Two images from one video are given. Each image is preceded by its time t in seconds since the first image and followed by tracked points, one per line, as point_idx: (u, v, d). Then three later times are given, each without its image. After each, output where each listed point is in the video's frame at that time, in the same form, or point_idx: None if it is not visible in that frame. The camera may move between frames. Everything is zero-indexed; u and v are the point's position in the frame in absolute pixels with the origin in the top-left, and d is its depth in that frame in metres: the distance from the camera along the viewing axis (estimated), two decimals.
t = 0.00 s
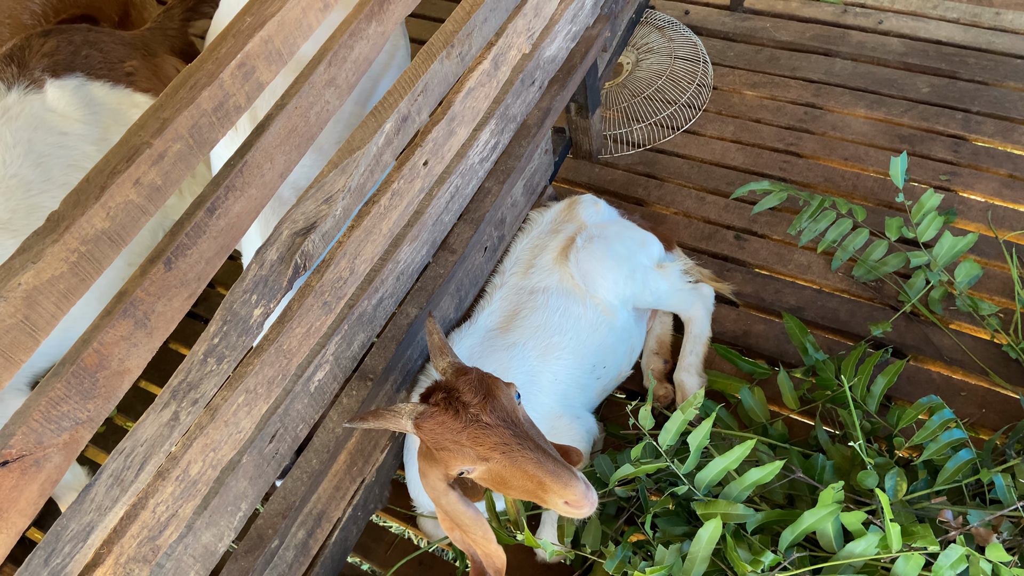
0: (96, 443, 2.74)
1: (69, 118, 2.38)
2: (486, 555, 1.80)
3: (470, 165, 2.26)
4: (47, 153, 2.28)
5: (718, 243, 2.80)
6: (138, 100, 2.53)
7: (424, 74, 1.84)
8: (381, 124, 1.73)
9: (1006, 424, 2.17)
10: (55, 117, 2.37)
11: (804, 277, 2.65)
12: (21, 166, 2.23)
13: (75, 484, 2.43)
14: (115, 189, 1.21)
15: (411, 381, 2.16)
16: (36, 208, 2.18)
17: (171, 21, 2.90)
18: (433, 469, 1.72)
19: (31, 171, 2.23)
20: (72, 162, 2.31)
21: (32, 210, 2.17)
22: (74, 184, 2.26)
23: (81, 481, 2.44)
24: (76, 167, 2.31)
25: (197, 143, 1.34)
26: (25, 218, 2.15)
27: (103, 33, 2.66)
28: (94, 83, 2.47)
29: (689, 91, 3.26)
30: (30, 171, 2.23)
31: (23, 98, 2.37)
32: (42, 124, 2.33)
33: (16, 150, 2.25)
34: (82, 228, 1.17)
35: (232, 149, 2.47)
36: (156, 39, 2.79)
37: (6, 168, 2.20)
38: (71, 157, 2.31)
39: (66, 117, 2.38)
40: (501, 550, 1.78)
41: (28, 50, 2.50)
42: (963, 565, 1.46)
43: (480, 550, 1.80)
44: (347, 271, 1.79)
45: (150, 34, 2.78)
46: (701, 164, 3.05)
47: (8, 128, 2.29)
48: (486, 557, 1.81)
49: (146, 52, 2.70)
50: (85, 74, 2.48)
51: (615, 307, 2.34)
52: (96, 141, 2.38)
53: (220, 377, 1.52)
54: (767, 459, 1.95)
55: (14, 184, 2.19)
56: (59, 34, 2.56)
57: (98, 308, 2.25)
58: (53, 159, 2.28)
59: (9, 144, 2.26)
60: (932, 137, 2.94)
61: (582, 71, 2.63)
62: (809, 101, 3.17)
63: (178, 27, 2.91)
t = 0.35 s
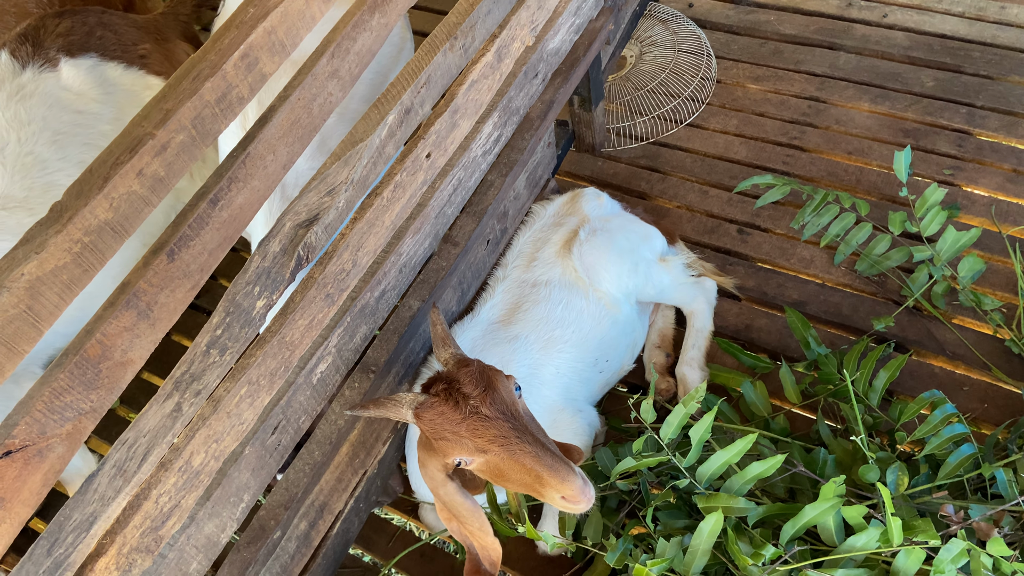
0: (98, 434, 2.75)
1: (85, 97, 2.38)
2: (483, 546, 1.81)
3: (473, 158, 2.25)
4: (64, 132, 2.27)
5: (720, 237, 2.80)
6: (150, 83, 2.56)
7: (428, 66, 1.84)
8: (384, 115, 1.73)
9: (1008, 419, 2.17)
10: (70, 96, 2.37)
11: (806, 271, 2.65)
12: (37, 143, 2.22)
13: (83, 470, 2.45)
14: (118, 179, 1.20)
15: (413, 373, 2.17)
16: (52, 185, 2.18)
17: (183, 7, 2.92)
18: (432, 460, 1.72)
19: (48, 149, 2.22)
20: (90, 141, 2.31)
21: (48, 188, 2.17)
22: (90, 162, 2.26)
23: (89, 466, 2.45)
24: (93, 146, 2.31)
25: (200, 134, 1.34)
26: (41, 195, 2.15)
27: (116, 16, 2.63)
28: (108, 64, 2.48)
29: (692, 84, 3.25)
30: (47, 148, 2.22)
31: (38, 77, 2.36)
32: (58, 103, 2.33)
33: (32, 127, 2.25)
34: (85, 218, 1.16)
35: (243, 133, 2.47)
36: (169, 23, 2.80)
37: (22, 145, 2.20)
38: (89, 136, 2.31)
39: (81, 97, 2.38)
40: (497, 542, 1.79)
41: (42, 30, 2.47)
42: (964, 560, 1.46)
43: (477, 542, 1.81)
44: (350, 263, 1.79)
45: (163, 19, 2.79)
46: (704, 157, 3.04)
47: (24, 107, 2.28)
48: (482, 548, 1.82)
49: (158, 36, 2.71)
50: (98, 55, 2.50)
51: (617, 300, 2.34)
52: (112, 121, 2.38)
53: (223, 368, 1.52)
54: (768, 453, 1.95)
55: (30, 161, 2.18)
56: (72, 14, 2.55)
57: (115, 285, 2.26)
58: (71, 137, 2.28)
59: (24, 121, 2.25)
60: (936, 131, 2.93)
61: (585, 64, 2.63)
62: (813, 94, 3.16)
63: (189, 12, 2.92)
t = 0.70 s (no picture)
0: (100, 425, 2.75)
1: (94, 92, 2.38)
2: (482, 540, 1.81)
3: (475, 151, 2.25)
4: (73, 127, 2.26)
5: (722, 231, 2.79)
6: (160, 76, 2.54)
7: (430, 58, 1.83)
8: (387, 108, 1.72)
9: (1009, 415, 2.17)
10: (80, 91, 2.36)
11: (808, 266, 2.65)
12: (47, 140, 2.21)
13: (85, 461, 2.45)
14: (120, 170, 1.20)
15: (414, 366, 2.17)
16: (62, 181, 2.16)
17: None
18: (431, 453, 1.72)
19: (58, 145, 2.21)
20: (98, 137, 2.29)
21: (56, 184, 2.15)
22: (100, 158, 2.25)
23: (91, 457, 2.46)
24: (102, 141, 2.29)
25: (202, 125, 1.33)
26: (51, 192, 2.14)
27: (124, 9, 2.66)
28: (118, 58, 2.48)
29: (695, 78, 3.25)
30: (57, 145, 2.21)
31: (48, 72, 2.37)
32: (67, 98, 2.32)
33: (42, 123, 2.24)
34: (87, 209, 1.16)
35: (253, 115, 2.43)
36: (177, 16, 2.79)
37: (32, 141, 2.19)
38: (97, 131, 2.30)
39: (91, 92, 2.37)
40: (496, 536, 1.79)
41: (52, 24, 2.50)
42: (965, 554, 1.46)
43: (476, 536, 1.81)
44: (352, 256, 1.79)
45: (170, 12, 2.79)
46: (707, 152, 3.04)
47: (33, 102, 2.27)
48: (481, 542, 1.82)
49: (166, 30, 2.70)
50: (108, 49, 2.50)
51: (618, 295, 2.34)
52: (121, 116, 2.37)
53: (224, 360, 1.52)
54: (769, 447, 1.95)
55: (40, 158, 2.17)
56: (82, 9, 2.57)
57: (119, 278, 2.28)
58: (80, 133, 2.26)
59: (35, 117, 2.24)
60: (939, 127, 2.92)
61: (588, 58, 2.62)
62: (816, 89, 3.15)
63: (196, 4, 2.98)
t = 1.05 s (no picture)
0: (100, 417, 2.75)
1: (91, 87, 2.39)
2: (479, 535, 1.80)
3: (478, 145, 2.24)
4: (71, 122, 2.27)
5: (724, 227, 2.79)
6: (157, 70, 2.56)
7: (433, 51, 1.82)
8: (389, 100, 1.71)
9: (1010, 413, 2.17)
10: (78, 86, 2.36)
11: (810, 263, 2.65)
12: (45, 134, 2.20)
13: (84, 454, 2.45)
14: (121, 160, 1.20)
15: (415, 360, 2.18)
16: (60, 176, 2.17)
17: None
18: (431, 446, 1.72)
19: (56, 139, 2.21)
20: (95, 131, 2.30)
21: (53, 178, 2.16)
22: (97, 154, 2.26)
23: (89, 450, 2.45)
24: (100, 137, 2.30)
25: (204, 116, 1.33)
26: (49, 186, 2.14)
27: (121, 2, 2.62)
28: (115, 53, 2.49)
29: (698, 74, 3.24)
30: (55, 139, 2.21)
31: (46, 66, 2.36)
32: (65, 92, 2.32)
33: (40, 117, 2.23)
34: (88, 199, 1.16)
35: (246, 117, 2.43)
36: (173, 9, 2.75)
37: (30, 136, 2.18)
38: (94, 126, 2.31)
39: (88, 87, 2.38)
40: (494, 531, 1.79)
41: (48, 18, 2.46)
42: (965, 552, 1.46)
43: (474, 530, 1.80)
44: (353, 249, 1.79)
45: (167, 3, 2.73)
46: (709, 148, 3.03)
47: (31, 96, 2.26)
48: (479, 537, 1.81)
49: (163, 22, 2.70)
50: (106, 43, 2.50)
51: (619, 290, 2.34)
52: (118, 110, 2.38)
53: (225, 352, 1.52)
54: (769, 444, 1.95)
55: (38, 152, 2.17)
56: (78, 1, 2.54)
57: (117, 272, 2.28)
58: (78, 127, 2.27)
59: (32, 111, 2.23)
60: (943, 124, 2.92)
61: (591, 52, 2.61)
62: (819, 85, 3.14)
63: None
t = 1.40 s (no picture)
0: (102, 408, 2.75)
1: (93, 75, 2.37)
2: (479, 528, 1.81)
3: (481, 139, 2.24)
4: (72, 109, 2.26)
5: (726, 224, 2.79)
6: (159, 60, 2.54)
7: (437, 45, 1.82)
8: (393, 93, 1.71)
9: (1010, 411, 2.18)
10: (79, 74, 2.35)
11: (812, 260, 2.65)
12: (45, 121, 2.21)
13: (85, 444, 2.45)
14: (126, 150, 1.20)
15: (416, 353, 2.18)
16: (61, 163, 2.17)
17: None
18: (431, 439, 1.72)
19: (57, 127, 2.21)
20: (97, 119, 2.29)
21: (55, 165, 2.15)
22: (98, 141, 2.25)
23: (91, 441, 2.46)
24: (101, 124, 2.29)
25: (208, 107, 1.33)
26: (50, 173, 2.14)
27: None
28: (117, 42, 2.47)
29: (702, 70, 3.24)
30: (55, 126, 2.21)
31: (47, 54, 2.36)
32: (66, 80, 2.32)
33: (41, 104, 2.23)
34: (93, 189, 1.16)
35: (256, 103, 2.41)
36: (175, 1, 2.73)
37: (31, 123, 2.18)
38: (96, 114, 2.29)
39: (90, 75, 2.36)
40: (493, 524, 1.80)
41: (50, 6, 2.47)
42: (963, 548, 1.46)
43: (473, 523, 1.81)
44: (356, 242, 1.79)
45: None
46: (712, 144, 3.03)
47: (32, 83, 2.27)
48: (478, 530, 1.82)
49: (164, 14, 2.66)
50: (107, 31, 2.49)
51: (621, 286, 2.34)
52: (120, 99, 2.37)
53: (228, 343, 1.52)
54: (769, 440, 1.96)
55: (38, 139, 2.17)
56: None
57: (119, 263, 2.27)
58: (79, 115, 2.26)
59: (33, 98, 2.24)
60: (946, 122, 2.92)
61: (595, 47, 2.61)
62: (823, 83, 3.14)
63: None
